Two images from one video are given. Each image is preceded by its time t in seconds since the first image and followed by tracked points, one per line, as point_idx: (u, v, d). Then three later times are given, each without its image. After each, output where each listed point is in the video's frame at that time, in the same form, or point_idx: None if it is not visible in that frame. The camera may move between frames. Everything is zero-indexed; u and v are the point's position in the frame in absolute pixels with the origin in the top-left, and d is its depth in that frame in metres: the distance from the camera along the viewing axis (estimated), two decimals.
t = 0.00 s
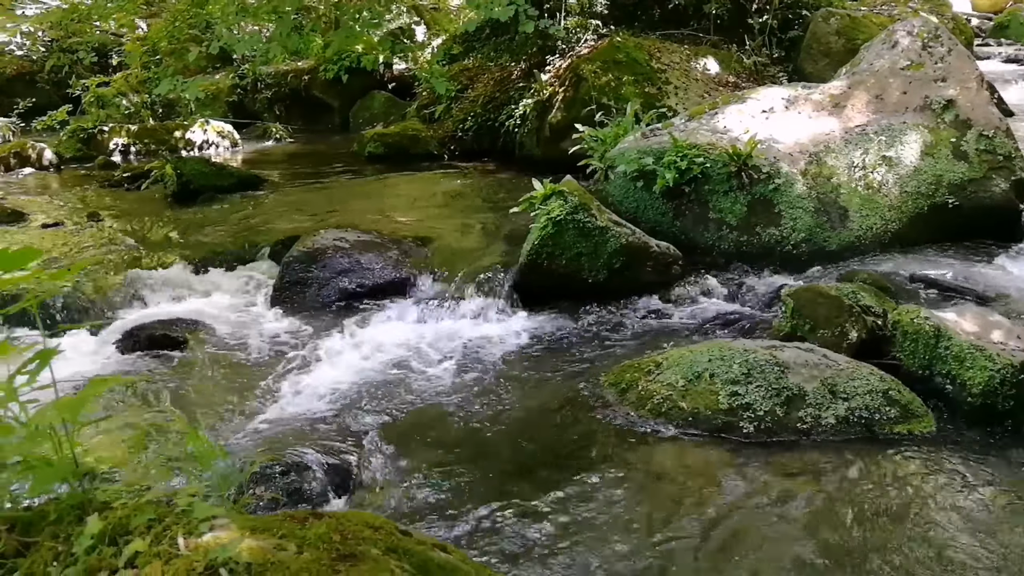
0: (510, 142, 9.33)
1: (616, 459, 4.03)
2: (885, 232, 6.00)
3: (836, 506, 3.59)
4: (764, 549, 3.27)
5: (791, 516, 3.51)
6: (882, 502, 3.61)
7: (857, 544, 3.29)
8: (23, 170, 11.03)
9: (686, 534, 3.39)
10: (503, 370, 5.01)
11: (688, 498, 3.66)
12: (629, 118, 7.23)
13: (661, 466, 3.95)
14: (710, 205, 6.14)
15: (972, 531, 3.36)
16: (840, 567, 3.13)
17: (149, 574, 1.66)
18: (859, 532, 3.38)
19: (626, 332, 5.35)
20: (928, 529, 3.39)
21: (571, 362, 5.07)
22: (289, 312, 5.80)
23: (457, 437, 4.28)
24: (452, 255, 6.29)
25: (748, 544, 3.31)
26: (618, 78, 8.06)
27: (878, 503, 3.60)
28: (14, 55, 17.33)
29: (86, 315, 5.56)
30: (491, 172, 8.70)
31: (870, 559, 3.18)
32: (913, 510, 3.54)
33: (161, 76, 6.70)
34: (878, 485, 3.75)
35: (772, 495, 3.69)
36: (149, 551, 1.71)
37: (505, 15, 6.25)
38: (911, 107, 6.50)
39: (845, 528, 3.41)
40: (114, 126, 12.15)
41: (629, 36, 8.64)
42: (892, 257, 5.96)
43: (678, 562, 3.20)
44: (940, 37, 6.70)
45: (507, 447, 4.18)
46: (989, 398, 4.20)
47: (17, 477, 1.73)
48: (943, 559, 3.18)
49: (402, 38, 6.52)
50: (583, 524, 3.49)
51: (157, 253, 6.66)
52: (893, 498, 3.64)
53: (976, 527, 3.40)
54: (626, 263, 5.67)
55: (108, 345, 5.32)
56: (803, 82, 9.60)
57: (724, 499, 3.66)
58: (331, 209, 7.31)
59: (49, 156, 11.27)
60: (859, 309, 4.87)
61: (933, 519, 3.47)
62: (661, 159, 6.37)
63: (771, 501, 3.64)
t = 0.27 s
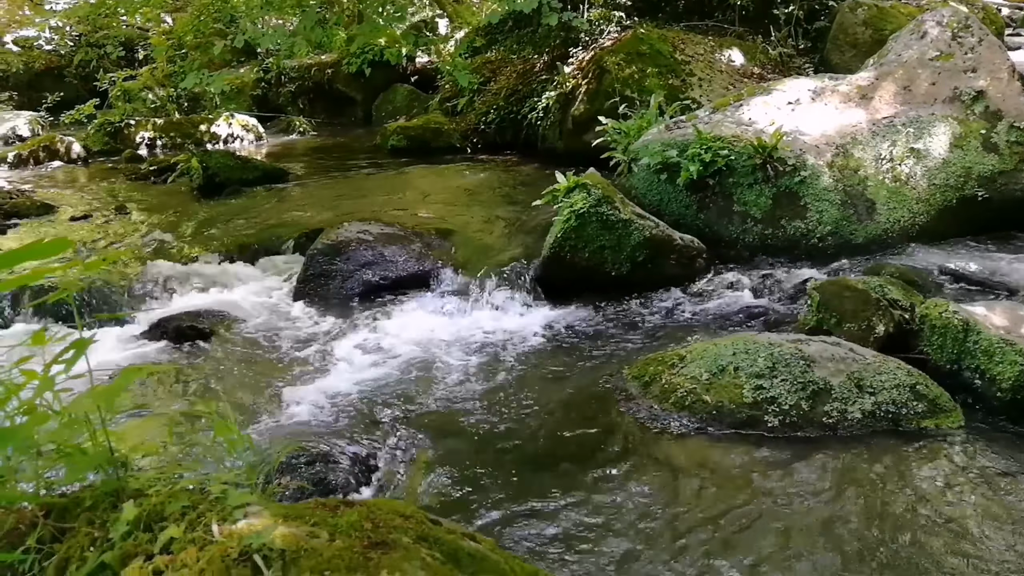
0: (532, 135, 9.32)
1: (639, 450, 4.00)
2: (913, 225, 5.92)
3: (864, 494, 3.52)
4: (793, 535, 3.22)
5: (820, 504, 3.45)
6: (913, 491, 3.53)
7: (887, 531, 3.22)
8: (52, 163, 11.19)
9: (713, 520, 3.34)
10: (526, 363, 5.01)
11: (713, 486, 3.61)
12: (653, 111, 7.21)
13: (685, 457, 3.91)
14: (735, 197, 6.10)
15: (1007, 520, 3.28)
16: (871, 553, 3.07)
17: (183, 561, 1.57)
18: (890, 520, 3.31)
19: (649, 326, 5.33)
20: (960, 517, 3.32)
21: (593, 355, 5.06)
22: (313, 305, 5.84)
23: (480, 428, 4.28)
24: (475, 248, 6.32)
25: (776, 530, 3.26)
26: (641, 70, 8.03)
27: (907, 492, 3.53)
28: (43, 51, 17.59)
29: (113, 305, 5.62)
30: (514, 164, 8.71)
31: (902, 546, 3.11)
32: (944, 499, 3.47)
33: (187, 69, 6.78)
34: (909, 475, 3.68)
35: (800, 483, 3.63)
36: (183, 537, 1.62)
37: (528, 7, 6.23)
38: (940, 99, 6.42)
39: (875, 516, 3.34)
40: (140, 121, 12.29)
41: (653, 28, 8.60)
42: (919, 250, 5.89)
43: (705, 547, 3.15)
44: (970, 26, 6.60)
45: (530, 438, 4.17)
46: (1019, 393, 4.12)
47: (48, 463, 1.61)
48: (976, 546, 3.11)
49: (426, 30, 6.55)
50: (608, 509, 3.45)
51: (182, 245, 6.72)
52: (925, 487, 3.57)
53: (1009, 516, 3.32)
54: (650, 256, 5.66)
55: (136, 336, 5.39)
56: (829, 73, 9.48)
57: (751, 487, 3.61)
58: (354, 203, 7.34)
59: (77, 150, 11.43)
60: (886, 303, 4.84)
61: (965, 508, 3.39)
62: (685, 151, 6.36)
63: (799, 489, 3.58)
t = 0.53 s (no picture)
0: (551, 128, 9.31)
1: (658, 442, 3.99)
2: (937, 218, 5.85)
3: (885, 488, 3.49)
4: (813, 529, 3.19)
5: (841, 498, 3.42)
6: (936, 486, 3.49)
7: (908, 526, 3.19)
8: (77, 156, 11.33)
9: (732, 513, 3.33)
10: (545, 356, 5.02)
11: (732, 479, 3.60)
12: (673, 102, 7.18)
13: (705, 450, 3.89)
14: (756, 189, 6.06)
15: None
16: (893, 548, 3.04)
17: (210, 549, 1.54)
18: (913, 514, 3.27)
19: (669, 319, 5.31)
20: (982, 512, 3.28)
21: (612, 347, 5.06)
22: (333, 297, 5.87)
23: (499, 420, 4.29)
24: (494, 240, 6.33)
25: (796, 524, 3.23)
26: (662, 61, 7.98)
27: (929, 487, 3.49)
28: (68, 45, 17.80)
29: (136, 297, 5.69)
30: (533, 157, 8.71)
31: (924, 541, 3.08)
32: (966, 494, 3.43)
33: (208, 63, 6.83)
34: (932, 470, 3.64)
35: (820, 477, 3.61)
36: (210, 525, 1.59)
37: None
38: (966, 89, 6.33)
39: (897, 511, 3.31)
40: (162, 113, 12.40)
41: (674, 19, 8.54)
42: (943, 243, 5.83)
43: (724, 540, 3.14)
44: (997, 16, 6.48)
45: (548, 430, 4.18)
46: None
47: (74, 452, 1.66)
48: (999, 541, 3.06)
49: (445, 23, 6.54)
50: (626, 502, 3.45)
51: (206, 238, 6.79)
52: (948, 482, 3.53)
53: None
54: (670, 249, 5.64)
55: (160, 327, 5.46)
56: (852, 64, 9.38)
57: (771, 480, 3.59)
58: (374, 195, 7.36)
59: (100, 143, 11.56)
60: (910, 296, 4.79)
61: (988, 504, 3.35)
62: (706, 143, 6.31)
63: (820, 483, 3.55)
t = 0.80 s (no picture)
0: (573, 124, 9.31)
1: (679, 440, 3.97)
2: (964, 215, 5.77)
3: (911, 488, 3.44)
4: (838, 528, 3.16)
5: (866, 497, 3.39)
6: (965, 485, 3.44)
7: (934, 526, 3.14)
8: (102, 153, 11.46)
9: (756, 512, 3.30)
10: (566, 353, 5.02)
11: (754, 478, 3.57)
12: (696, 99, 7.14)
13: (727, 448, 3.86)
14: (780, 186, 6.01)
15: None
16: (920, 548, 3.00)
17: (238, 541, 1.55)
18: (940, 514, 3.23)
19: (690, 316, 5.29)
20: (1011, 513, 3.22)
21: (633, 344, 5.05)
22: (355, 293, 5.91)
23: (520, 418, 4.29)
24: (516, 237, 6.34)
25: (821, 522, 3.21)
26: (684, 57, 7.95)
27: (956, 487, 3.43)
28: (93, 43, 18.00)
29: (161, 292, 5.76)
30: (554, 153, 8.70)
31: (951, 541, 3.03)
32: (994, 493, 3.37)
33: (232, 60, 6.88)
34: (960, 469, 3.59)
35: (844, 477, 3.56)
36: (238, 518, 1.60)
37: None
38: (994, 85, 6.24)
39: (924, 510, 3.26)
40: (186, 111, 12.53)
41: (697, 15, 8.49)
42: (970, 242, 5.76)
43: (747, 539, 3.12)
44: None
45: (569, 427, 4.17)
46: None
47: (101, 445, 1.69)
48: None
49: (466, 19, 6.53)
50: (648, 500, 3.44)
51: (229, 234, 6.86)
52: (977, 481, 3.47)
53: None
54: (692, 246, 5.62)
55: (184, 322, 5.51)
56: (877, 59, 9.28)
57: (795, 479, 3.56)
58: (396, 192, 7.39)
59: (125, 140, 11.70)
60: (935, 294, 4.72)
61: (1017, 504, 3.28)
62: (729, 140, 6.28)
63: (845, 482, 3.52)
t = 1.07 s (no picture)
0: (592, 115, 9.27)
1: (699, 432, 3.96)
2: (990, 207, 5.68)
3: (933, 482, 3.41)
4: (858, 522, 3.14)
5: (889, 491, 3.35)
6: (989, 478, 3.40)
7: (957, 521, 3.11)
8: (124, 144, 11.57)
9: (776, 505, 3.28)
10: (584, 344, 5.02)
11: (773, 471, 3.55)
12: (717, 89, 7.09)
13: (747, 441, 3.84)
14: (802, 177, 5.96)
15: None
16: (943, 542, 2.96)
17: (263, 528, 1.55)
18: (964, 509, 3.19)
19: (710, 308, 5.26)
20: None
21: (653, 336, 5.04)
22: (374, 284, 5.92)
23: (539, 409, 4.30)
24: (535, 228, 6.34)
25: (842, 516, 3.18)
26: (705, 47, 7.89)
27: (980, 481, 3.39)
28: (115, 35, 18.16)
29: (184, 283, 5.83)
30: (574, 145, 8.68)
31: (973, 536, 3.00)
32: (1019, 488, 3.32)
33: (252, 52, 6.91)
34: (985, 462, 3.54)
35: (864, 470, 3.53)
36: (263, 506, 1.61)
37: None
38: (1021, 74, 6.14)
39: (947, 504, 3.23)
40: (207, 103, 12.63)
41: (718, 4, 8.43)
42: (996, 233, 5.65)
43: (766, 531, 3.10)
44: None
45: (587, 419, 4.17)
46: None
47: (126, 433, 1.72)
48: None
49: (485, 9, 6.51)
50: (668, 493, 3.43)
51: (249, 225, 6.91)
52: (1003, 475, 3.43)
53: None
54: (712, 238, 5.59)
55: (206, 313, 5.56)
56: (901, 48, 9.16)
57: (816, 472, 3.53)
58: (415, 183, 7.41)
59: (148, 132, 11.81)
60: (959, 287, 4.65)
61: None
62: (750, 130, 6.24)
63: (868, 476, 3.48)
